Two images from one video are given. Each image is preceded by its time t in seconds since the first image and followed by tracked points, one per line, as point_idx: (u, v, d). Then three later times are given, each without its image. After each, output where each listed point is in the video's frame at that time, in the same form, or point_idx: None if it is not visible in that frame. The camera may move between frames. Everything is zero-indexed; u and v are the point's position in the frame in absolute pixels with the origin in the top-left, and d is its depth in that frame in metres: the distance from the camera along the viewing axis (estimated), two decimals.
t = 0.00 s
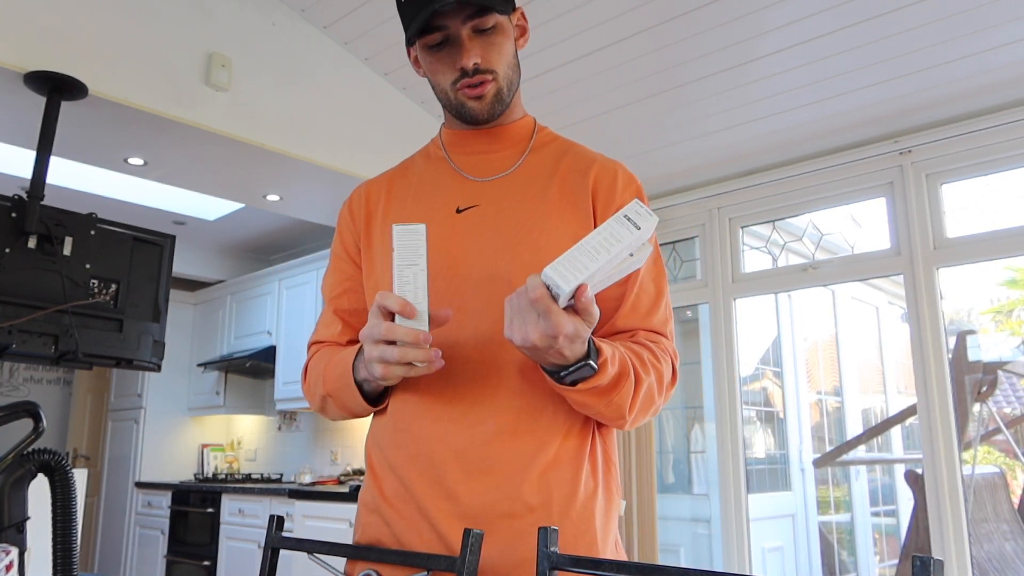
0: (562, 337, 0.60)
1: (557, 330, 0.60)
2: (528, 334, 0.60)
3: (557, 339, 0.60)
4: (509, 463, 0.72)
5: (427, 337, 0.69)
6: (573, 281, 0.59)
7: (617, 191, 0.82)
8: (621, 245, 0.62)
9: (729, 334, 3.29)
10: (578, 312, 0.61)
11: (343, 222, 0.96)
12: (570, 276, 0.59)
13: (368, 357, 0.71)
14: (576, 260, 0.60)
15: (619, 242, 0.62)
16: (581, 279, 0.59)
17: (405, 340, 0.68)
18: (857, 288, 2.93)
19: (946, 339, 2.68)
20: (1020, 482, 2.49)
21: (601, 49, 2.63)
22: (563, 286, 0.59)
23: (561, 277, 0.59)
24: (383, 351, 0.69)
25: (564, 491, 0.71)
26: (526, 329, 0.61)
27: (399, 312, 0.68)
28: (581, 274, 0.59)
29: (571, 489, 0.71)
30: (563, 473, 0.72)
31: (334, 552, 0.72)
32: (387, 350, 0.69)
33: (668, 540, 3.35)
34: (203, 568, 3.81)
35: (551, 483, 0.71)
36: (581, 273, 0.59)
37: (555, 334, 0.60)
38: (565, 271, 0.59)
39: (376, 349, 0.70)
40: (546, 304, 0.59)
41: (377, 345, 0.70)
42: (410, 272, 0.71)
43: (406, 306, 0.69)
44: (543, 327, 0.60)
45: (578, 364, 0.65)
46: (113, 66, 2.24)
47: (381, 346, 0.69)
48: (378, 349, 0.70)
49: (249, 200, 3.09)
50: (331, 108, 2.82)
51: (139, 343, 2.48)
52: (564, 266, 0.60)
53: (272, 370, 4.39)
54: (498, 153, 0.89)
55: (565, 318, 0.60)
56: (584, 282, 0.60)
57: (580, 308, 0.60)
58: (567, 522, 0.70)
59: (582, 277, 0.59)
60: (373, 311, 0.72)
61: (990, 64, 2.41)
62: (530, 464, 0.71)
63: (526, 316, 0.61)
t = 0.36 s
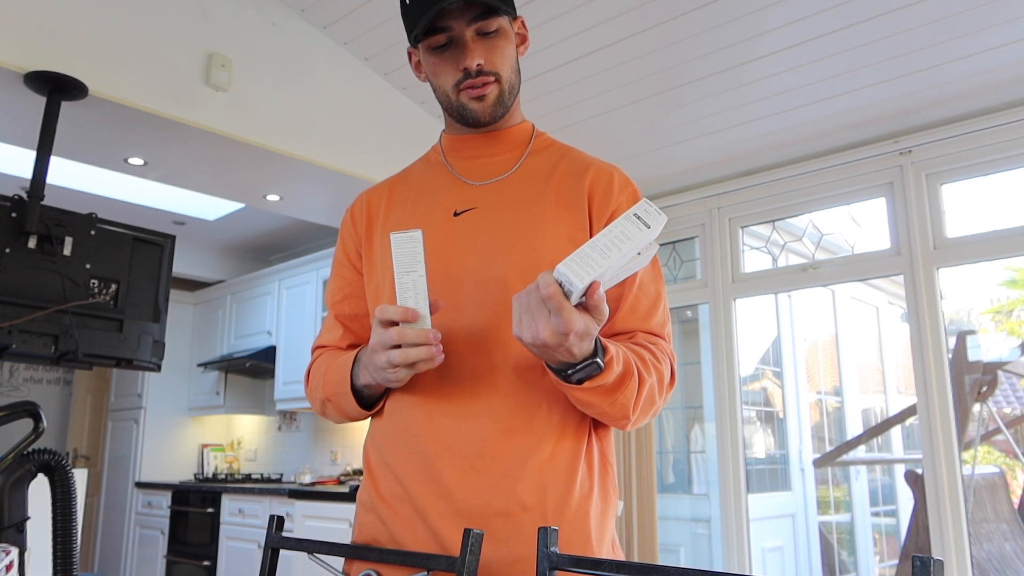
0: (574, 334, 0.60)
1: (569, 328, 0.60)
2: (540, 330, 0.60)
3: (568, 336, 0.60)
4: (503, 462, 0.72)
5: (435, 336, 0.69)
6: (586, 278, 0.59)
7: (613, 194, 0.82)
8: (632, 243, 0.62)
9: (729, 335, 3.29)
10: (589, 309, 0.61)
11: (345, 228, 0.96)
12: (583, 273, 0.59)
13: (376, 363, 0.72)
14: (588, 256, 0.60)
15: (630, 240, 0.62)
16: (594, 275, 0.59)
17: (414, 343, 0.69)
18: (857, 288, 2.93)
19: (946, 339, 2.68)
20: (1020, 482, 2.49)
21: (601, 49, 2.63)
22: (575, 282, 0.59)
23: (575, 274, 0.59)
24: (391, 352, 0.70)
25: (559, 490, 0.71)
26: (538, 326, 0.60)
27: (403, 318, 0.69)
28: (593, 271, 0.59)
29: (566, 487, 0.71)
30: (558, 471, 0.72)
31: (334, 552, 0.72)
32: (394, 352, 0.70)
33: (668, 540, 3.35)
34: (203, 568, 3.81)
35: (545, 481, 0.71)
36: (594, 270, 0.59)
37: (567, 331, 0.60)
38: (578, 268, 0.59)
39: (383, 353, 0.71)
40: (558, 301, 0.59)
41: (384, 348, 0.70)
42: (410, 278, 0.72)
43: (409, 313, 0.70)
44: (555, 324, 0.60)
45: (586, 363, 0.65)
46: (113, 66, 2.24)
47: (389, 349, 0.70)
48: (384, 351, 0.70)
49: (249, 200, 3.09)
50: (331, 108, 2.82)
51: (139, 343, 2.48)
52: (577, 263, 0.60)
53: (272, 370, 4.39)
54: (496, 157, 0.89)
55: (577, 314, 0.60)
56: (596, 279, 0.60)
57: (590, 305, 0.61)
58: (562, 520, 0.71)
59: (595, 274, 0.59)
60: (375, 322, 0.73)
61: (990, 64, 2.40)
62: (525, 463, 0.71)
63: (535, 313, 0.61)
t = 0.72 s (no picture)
0: (564, 336, 0.61)
1: (560, 328, 0.60)
2: (530, 331, 0.61)
3: (560, 337, 0.61)
4: (496, 462, 0.72)
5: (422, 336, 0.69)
6: (576, 279, 0.60)
7: (608, 192, 0.82)
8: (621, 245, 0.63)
9: (729, 335, 3.29)
10: (579, 310, 0.62)
11: (342, 230, 0.97)
12: (575, 275, 0.60)
13: (366, 365, 0.72)
14: (577, 257, 0.61)
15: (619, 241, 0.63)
16: (584, 277, 0.60)
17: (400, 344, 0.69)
18: (857, 288, 2.93)
19: (946, 339, 2.69)
20: (1020, 482, 2.49)
21: (601, 49, 2.63)
22: (566, 284, 0.60)
23: (566, 276, 0.60)
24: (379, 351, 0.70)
25: (553, 490, 0.71)
26: (530, 326, 0.61)
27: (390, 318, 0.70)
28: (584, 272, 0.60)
29: (560, 487, 0.71)
30: (551, 471, 0.72)
31: (334, 552, 0.72)
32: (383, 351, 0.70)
33: (668, 540, 3.35)
34: (203, 568, 3.81)
35: (539, 481, 0.71)
36: (585, 271, 0.60)
37: (557, 332, 0.61)
38: (567, 270, 0.60)
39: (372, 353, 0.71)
40: (547, 301, 0.59)
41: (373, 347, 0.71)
42: (392, 280, 0.73)
43: (394, 313, 0.70)
44: (545, 324, 0.60)
45: (576, 363, 0.65)
46: (113, 66, 2.24)
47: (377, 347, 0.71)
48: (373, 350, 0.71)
49: (249, 200, 3.09)
50: (331, 108, 2.82)
51: (139, 343, 2.48)
52: (568, 265, 0.60)
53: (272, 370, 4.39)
54: (491, 158, 0.89)
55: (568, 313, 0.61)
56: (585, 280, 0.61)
57: (581, 306, 0.61)
58: (556, 519, 0.71)
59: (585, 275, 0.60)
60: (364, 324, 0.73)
61: (990, 64, 2.41)
62: (518, 463, 0.71)
63: (528, 316, 0.61)
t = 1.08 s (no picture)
0: (552, 344, 0.61)
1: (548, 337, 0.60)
2: (520, 340, 0.60)
3: (549, 345, 0.61)
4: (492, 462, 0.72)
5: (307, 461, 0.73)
6: (565, 288, 0.59)
7: (597, 185, 0.81)
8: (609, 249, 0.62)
9: (729, 336, 3.29)
10: (568, 316, 0.61)
11: (332, 232, 0.97)
12: (561, 285, 0.59)
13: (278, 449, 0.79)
14: (564, 266, 0.60)
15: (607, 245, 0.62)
16: (573, 284, 0.59)
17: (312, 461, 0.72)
18: (857, 288, 2.93)
19: (946, 339, 2.69)
20: (1020, 482, 2.49)
21: (601, 49, 2.63)
22: (555, 294, 0.59)
23: (555, 285, 0.59)
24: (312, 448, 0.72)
25: (549, 489, 0.71)
26: (519, 335, 0.60)
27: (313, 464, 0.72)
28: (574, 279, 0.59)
29: (555, 487, 0.71)
30: (546, 470, 0.72)
31: (334, 552, 0.72)
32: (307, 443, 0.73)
33: (668, 540, 3.35)
34: (203, 568, 3.81)
35: (535, 480, 0.71)
36: (575, 278, 0.59)
37: (546, 340, 0.60)
38: (556, 279, 0.59)
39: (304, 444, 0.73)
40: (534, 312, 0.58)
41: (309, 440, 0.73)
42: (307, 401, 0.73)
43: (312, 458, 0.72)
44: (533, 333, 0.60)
45: (565, 369, 0.65)
46: (113, 66, 2.24)
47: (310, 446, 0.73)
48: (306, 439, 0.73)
49: (249, 200, 3.08)
50: (331, 108, 2.82)
51: (139, 343, 2.48)
52: (556, 274, 0.60)
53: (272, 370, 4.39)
54: (478, 158, 0.89)
55: (555, 324, 0.60)
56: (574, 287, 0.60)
57: (570, 313, 0.61)
58: (552, 519, 0.71)
59: (574, 283, 0.59)
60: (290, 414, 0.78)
61: (990, 64, 2.41)
62: (513, 464, 0.72)
63: (516, 326, 0.61)
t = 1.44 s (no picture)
0: (551, 361, 0.61)
1: (547, 356, 0.60)
2: (520, 362, 0.60)
3: (548, 362, 0.61)
4: (502, 463, 0.72)
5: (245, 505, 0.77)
6: (555, 309, 0.58)
7: (568, 178, 0.83)
8: (589, 255, 0.60)
9: (729, 336, 3.29)
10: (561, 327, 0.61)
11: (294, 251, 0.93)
12: (552, 307, 0.58)
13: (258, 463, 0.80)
14: (551, 285, 0.59)
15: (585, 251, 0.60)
16: (561, 303, 0.58)
17: None
18: (857, 288, 2.93)
19: (946, 339, 2.69)
20: (1020, 482, 2.50)
21: (601, 49, 2.63)
22: (546, 317, 0.58)
23: (545, 308, 0.58)
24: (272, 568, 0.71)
25: (558, 484, 0.73)
26: (519, 356, 0.60)
27: None
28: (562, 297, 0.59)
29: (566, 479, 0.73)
30: (556, 464, 0.74)
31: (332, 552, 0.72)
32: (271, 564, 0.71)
33: (668, 540, 3.35)
34: (203, 568, 3.81)
35: (544, 479, 0.72)
36: (563, 295, 0.58)
37: (543, 359, 0.60)
38: (544, 299, 0.58)
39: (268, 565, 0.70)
40: (530, 338, 0.58)
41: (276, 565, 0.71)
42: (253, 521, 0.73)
43: None
44: (531, 354, 0.60)
45: (567, 377, 0.65)
46: (112, 66, 2.24)
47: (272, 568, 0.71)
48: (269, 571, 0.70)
49: (249, 200, 3.08)
50: (331, 108, 2.82)
51: (139, 343, 2.48)
52: (542, 295, 0.58)
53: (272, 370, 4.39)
54: (447, 160, 0.88)
55: (551, 344, 0.60)
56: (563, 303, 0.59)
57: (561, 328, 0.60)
58: (568, 510, 0.72)
59: (563, 300, 0.59)
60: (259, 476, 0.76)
61: (989, 64, 2.41)
62: (526, 460, 0.72)
63: (513, 349, 0.60)
